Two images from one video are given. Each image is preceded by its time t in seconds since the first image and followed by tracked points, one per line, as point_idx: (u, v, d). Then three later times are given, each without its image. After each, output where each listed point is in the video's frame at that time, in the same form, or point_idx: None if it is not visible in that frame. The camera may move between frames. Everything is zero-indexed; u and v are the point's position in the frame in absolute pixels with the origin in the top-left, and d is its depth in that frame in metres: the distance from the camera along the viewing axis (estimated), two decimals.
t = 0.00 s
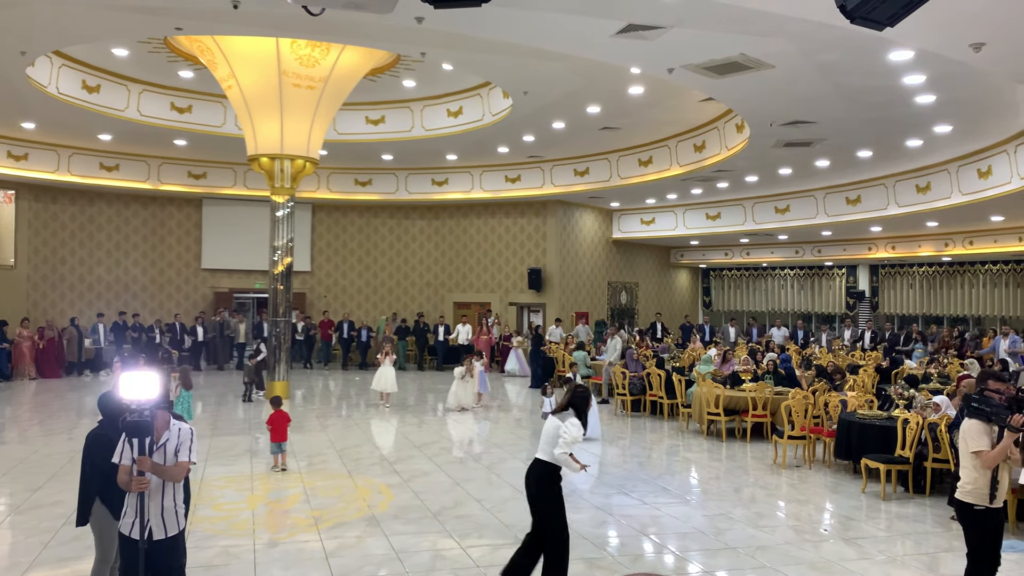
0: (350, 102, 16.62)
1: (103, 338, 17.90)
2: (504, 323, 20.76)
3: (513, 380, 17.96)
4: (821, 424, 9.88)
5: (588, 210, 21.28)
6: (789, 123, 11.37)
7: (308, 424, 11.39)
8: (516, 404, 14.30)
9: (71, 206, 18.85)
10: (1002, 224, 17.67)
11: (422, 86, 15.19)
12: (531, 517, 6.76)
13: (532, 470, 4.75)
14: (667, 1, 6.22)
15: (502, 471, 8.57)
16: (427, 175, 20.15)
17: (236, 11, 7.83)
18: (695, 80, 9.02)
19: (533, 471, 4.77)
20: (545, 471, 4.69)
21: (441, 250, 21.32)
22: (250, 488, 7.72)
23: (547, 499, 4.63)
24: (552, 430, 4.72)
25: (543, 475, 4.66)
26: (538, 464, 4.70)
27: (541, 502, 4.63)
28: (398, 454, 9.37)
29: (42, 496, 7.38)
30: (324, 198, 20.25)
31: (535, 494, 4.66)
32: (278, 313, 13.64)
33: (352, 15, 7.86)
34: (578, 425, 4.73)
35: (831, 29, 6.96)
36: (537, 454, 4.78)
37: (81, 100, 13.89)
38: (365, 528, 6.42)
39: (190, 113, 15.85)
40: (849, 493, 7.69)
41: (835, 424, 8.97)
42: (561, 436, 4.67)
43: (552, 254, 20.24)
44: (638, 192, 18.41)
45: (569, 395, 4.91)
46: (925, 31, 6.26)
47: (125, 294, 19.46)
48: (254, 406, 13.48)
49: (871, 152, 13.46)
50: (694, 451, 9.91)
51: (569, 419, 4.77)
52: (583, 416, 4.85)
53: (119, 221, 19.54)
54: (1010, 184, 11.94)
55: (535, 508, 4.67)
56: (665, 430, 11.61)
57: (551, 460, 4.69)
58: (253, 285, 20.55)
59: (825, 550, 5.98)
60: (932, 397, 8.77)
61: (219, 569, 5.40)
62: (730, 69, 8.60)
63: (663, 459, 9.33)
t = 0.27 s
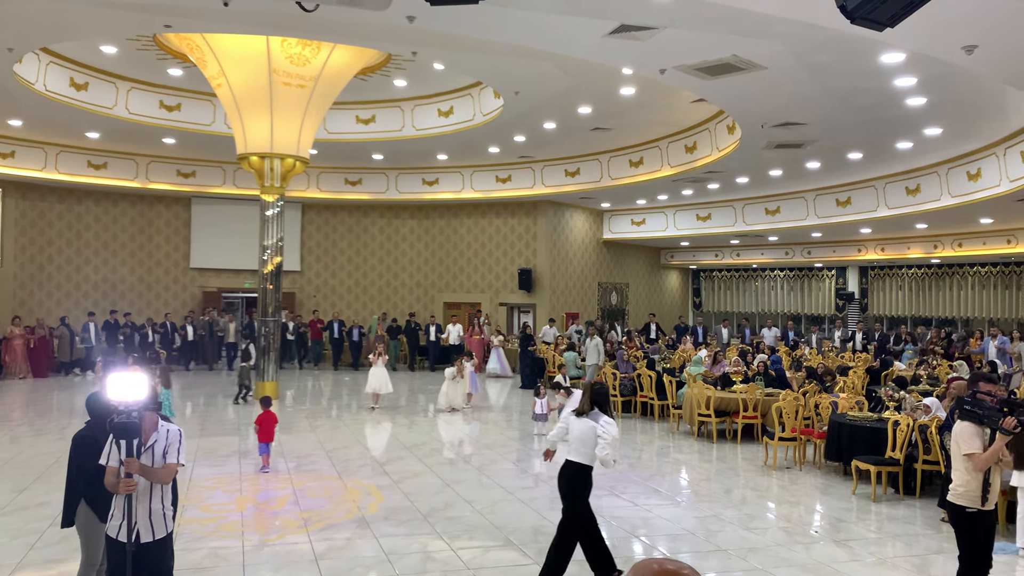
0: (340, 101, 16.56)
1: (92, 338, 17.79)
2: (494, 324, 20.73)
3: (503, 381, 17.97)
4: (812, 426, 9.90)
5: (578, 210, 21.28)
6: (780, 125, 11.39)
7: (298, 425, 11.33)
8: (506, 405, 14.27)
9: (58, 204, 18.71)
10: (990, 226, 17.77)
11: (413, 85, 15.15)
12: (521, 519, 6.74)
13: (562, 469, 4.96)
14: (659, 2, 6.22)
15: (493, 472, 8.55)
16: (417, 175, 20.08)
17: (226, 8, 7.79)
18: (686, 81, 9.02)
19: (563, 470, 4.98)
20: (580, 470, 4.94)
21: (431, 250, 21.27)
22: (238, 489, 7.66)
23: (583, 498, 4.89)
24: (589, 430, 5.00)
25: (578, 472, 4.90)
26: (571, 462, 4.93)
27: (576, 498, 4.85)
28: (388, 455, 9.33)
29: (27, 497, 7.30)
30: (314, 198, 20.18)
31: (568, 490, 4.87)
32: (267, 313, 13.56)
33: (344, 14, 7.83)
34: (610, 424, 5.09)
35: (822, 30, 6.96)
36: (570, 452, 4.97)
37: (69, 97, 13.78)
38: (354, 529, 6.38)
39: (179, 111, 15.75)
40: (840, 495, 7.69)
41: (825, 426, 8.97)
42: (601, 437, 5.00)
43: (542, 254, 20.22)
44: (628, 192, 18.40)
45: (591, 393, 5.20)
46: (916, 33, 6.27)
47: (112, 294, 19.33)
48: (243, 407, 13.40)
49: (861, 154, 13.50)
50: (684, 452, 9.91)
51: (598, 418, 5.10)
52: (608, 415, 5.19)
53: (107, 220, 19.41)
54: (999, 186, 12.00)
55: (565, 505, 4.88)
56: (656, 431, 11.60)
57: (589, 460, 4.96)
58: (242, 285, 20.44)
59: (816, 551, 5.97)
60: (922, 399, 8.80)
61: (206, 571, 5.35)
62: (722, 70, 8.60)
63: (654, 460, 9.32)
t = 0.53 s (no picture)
0: (331, 96, 16.49)
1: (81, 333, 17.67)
2: (484, 321, 20.70)
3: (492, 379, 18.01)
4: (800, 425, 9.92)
5: (569, 208, 21.28)
6: (771, 125, 11.42)
7: (286, 422, 11.28)
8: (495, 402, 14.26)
9: (45, 198, 18.56)
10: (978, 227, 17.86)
11: (404, 81, 15.11)
12: (511, 517, 6.73)
13: (598, 463, 5.09)
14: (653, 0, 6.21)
15: (482, 470, 8.54)
16: (408, 172, 20.02)
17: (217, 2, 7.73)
18: (679, 80, 9.02)
19: (598, 464, 5.14)
20: (614, 463, 5.06)
21: (421, 247, 21.23)
22: (226, 486, 7.61)
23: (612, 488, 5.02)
24: (616, 422, 5.08)
25: (612, 463, 5.05)
26: (604, 454, 5.08)
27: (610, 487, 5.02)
28: (377, 452, 9.30)
29: (12, 493, 7.24)
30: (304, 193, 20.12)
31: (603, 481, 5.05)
32: (255, 309, 13.49)
33: (336, 9, 7.79)
34: (634, 415, 5.15)
35: (815, 30, 6.97)
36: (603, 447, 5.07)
37: (57, 90, 13.69)
38: (343, 527, 6.35)
39: (168, 105, 15.66)
40: (829, 494, 7.72)
41: (814, 425, 8.99)
42: (626, 427, 5.03)
43: (533, 252, 20.21)
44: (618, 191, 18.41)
45: (616, 388, 5.34)
46: (908, 33, 6.28)
47: (99, 289, 19.20)
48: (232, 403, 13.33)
49: (851, 155, 13.55)
50: (673, 450, 9.93)
51: (624, 411, 5.18)
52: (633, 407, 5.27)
53: (94, 214, 19.28)
54: (987, 188, 12.06)
55: (599, 497, 5.05)
56: (645, 429, 11.62)
57: (619, 453, 5.03)
58: (231, 280, 20.35)
59: (805, 550, 5.99)
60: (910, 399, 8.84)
61: (195, 568, 5.32)
62: (714, 69, 8.62)
63: (643, 458, 9.33)
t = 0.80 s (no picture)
0: (318, 88, 16.41)
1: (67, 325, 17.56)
2: (471, 315, 20.70)
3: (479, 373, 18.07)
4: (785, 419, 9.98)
5: (557, 203, 21.27)
6: (758, 121, 11.45)
7: (273, 415, 11.24)
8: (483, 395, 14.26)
9: (29, 189, 18.40)
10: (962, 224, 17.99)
11: (392, 74, 15.05)
12: (498, 510, 6.73)
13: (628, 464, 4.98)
14: None
15: (470, 464, 8.54)
16: (395, 165, 19.96)
17: None
18: (668, 75, 9.03)
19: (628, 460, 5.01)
20: (643, 460, 4.93)
21: (408, 241, 21.17)
22: (213, 479, 7.58)
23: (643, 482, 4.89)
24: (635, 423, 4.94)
25: (643, 459, 4.92)
26: (635, 451, 4.95)
27: (640, 483, 4.90)
28: (365, 446, 9.29)
29: None
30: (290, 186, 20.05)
31: (632, 476, 4.93)
32: (242, 302, 13.43)
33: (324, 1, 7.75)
34: (655, 412, 4.95)
35: (804, 26, 6.98)
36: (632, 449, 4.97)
37: (41, 80, 13.55)
38: (330, 521, 6.34)
39: (154, 96, 15.54)
40: (814, 488, 7.76)
41: (800, 419, 9.03)
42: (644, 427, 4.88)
43: (520, 246, 20.20)
44: (606, 186, 18.43)
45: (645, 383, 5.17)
46: (896, 29, 6.29)
47: (84, 281, 19.06)
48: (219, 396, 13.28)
49: (837, 151, 13.61)
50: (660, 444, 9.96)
51: (645, 410, 4.99)
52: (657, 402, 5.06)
53: (79, 206, 19.12)
54: (972, 184, 12.14)
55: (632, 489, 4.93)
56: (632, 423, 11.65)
57: (646, 452, 4.90)
58: (217, 273, 20.26)
59: (791, 544, 6.02)
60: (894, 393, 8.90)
61: (182, 562, 5.30)
62: (702, 65, 8.62)
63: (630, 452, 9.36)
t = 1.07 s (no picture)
0: (299, 80, 16.30)
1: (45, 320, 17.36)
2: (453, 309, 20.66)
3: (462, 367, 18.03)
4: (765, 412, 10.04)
5: (539, 197, 21.26)
6: (739, 114, 11.49)
7: (254, 410, 11.17)
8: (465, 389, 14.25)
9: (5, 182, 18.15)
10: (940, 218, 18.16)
11: (373, 66, 14.97)
12: (481, 503, 6.74)
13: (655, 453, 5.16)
14: None
15: (452, 457, 8.54)
16: (377, 158, 19.86)
17: None
18: (650, 68, 9.04)
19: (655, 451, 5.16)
20: (672, 451, 5.09)
21: (390, 234, 21.10)
22: (194, 474, 7.53)
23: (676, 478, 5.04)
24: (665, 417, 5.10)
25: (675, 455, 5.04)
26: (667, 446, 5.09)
27: (673, 482, 5.03)
28: (347, 440, 9.26)
29: None
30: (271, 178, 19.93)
31: (664, 472, 5.05)
32: (222, 296, 13.33)
33: None
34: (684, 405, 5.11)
35: (785, 20, 7.01)
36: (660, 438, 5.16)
37: (17, 71, 13.37)
38: (313, 514, 6.32)
39: (132, 88, 15.38)
40: (794, 480, 7.82)
41: (780, 412, 9.09)
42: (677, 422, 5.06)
43: (502, 240, 20.19)
44: (588, 179, 18.45)
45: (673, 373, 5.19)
46: (876, 23, 6.34)
47: (62, 274, 18.85)
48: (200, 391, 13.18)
49: (818, 145, 13.68)
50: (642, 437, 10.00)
51: (672, 401, 5.13)
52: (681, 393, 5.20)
53: (56, 198, 18.90)
54: (950, 179, 12.25)
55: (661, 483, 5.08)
56: (614, 416, 11.69)
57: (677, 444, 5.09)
58: (197, 267, 20.09)
59: (772, 535, 6.06)
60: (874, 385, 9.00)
61: (163, 557, 5.27)
62: (685, 58, 8.64)
63: (613, 445, 9.39)
